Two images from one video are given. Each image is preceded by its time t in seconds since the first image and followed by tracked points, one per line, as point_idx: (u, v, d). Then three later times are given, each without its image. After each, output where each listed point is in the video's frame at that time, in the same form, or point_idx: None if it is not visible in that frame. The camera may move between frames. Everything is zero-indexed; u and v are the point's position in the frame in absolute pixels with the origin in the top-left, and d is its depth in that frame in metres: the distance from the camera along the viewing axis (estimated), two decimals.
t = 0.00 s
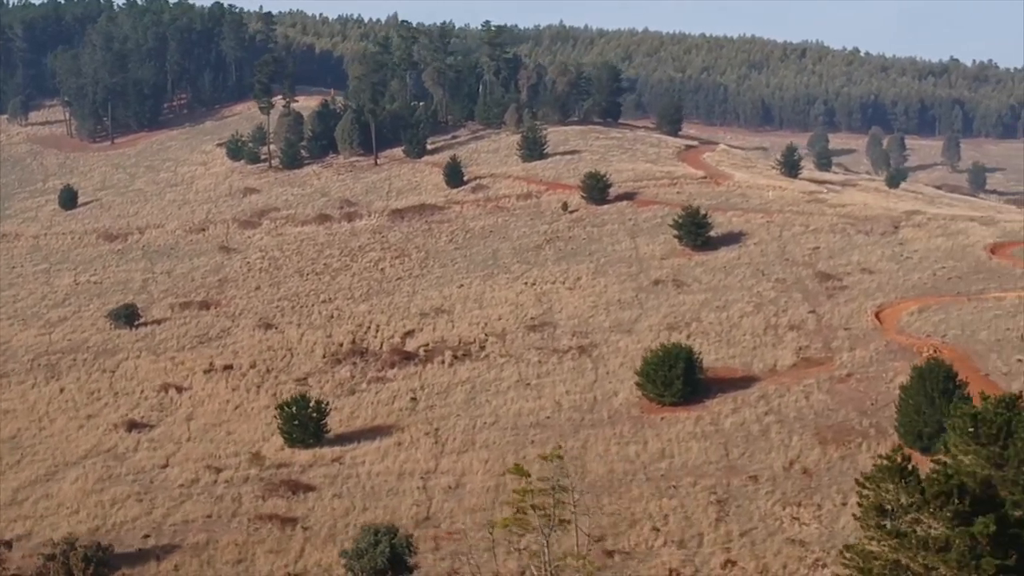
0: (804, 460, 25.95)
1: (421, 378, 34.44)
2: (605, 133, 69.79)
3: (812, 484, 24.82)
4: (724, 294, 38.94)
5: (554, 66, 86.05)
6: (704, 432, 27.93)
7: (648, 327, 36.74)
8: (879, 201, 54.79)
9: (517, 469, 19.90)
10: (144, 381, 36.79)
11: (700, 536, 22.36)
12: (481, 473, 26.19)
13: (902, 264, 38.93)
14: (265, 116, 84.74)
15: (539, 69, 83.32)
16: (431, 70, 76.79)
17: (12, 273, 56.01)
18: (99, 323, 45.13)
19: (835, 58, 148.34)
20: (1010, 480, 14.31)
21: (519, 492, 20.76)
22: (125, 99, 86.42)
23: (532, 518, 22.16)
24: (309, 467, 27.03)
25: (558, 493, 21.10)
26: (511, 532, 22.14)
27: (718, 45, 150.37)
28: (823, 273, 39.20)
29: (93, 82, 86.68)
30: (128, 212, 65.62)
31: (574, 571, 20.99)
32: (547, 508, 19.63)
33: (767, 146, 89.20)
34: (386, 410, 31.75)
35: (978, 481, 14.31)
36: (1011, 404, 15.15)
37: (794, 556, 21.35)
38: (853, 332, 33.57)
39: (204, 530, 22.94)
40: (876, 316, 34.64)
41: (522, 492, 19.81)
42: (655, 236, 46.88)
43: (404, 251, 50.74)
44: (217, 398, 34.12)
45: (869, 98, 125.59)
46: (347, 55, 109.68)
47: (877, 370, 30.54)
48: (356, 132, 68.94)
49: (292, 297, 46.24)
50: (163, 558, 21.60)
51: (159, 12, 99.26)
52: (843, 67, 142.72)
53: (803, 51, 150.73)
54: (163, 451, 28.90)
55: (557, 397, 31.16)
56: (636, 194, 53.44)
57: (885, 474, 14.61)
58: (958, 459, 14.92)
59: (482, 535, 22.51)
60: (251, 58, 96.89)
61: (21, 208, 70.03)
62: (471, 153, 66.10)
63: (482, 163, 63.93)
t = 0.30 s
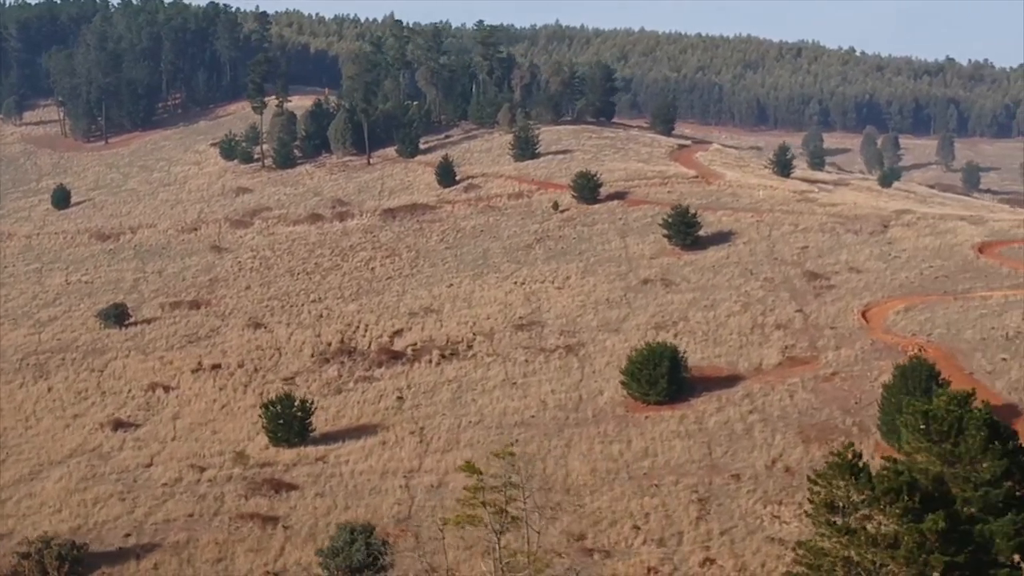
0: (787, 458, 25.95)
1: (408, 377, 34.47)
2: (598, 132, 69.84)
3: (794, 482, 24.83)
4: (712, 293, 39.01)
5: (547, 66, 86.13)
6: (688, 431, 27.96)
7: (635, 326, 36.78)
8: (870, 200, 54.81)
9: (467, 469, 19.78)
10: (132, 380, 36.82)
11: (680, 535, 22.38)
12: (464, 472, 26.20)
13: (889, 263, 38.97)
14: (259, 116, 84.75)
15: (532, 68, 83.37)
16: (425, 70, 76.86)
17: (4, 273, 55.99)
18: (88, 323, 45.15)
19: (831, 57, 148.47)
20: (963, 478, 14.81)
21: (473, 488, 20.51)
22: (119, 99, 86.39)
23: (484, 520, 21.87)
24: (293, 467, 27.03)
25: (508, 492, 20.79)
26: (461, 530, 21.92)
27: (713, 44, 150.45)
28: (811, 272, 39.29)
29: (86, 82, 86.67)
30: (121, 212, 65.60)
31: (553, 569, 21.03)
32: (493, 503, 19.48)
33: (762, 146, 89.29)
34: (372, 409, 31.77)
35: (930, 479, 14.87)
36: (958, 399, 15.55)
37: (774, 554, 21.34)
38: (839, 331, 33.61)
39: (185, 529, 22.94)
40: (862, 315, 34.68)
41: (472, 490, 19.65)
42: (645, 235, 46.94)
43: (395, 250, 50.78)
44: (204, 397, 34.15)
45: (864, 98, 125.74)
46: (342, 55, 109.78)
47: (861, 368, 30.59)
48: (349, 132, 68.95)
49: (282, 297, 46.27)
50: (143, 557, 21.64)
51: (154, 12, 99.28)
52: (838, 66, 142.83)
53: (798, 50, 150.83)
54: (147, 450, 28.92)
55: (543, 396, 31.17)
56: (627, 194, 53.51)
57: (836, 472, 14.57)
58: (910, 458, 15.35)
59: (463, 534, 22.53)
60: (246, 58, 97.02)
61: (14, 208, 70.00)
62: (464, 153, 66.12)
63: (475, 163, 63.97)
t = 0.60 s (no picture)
0: (771, 457, 25.93)
1: (395, 377, 34.50)
2: (592, 132, 69.89)
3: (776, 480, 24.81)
4: (701, 292, 39.06)
5: (542, 66, 86.21)
6: (672, 430, 27.98)
7: (623, 325, 36.82)
8: (861, 199, 54.82)
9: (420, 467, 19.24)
10: (120, 380, 36.86)
11: (660, 534, 22.38)
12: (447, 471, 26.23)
13: (878, 263, 39.02)
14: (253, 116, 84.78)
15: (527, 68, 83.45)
16: (418, 70, 76.92)
17: None
18: (79, 322, 45.18)
19: (827, 57, 148.60)
20: (915, 476, 14.04)
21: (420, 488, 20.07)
22: (114, 99, 86.50)
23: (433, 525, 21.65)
24: (277, 466, 27.02)
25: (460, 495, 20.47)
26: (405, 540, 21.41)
27: (710, 44, 150.61)
28: (800, 272, 39.35)
29: (81, 82, 86.72)
30: (114, 212, 65.62)
31: (531, 568, 21.01)
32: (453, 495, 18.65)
33: (756, 146, 89.36)
34: (358, 409, 31.79)
35: (882, 477, 14.19)
36: (914, 393, 14.75)
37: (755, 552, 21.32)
38: (825, 331, 33.64)
39: (166, 529, 22.96)
40: (849, 314, 34.73)
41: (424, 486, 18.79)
42: (635, 235, 46.98)
43: (386, 250, 50.82)
44: (191, 397, 34.19)
45: (859, 97, 125.90)
46: (338, 55, 109.85)
47: (847, 367, 30.61)
48: (342, 132, 68.96)
49: (272, 296, 46.32)
50: (123, 556, 21.66)
51: (149, 12, 99.39)
52: (834, 66, 142.97)
53: (794, 50, 151.02)
54: (132, 450, 28.94)
55: (529, 395, 31.20)
56: (618, 194, 53.56)
57: (788, 470, 14.14)
58: (863, 455, 14.69)
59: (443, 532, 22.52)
60: (241, 58, 96.38)
61: (7, 208, 70.01)
62: (457, 153, 66.15)
63: (467, 162, 64.02)
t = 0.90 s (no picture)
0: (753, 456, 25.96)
1: (382, 376, 34.53)
2: (585, 132, 69.94)
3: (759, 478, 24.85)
4: (689, 291, 39.11)
5: (536, 66, 86.28)
6: (656, 429, 28.02)
7: (611, 325, 36.87)
8: (853, 199, 54.81)
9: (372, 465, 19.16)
10: (108, 379, 36.91)
11: (640, 533, 22.41)
12: (431, 470, 26.29)
13: (865, 262, 39.07)
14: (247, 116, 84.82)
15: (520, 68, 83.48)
16: (412, 70, 76.98)
17: None
18: (69, 322, 45.21)
19: (822, 57, 148.64)
20: (867, 473, 14.45)
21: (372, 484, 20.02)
22: (108, 99, 86.57)
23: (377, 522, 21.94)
24: (261, 465, 27.08)
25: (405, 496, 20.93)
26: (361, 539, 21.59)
27: (706, 44, 150.67)
28: (788, 271, 39.41)
29: (75, 82, 86.66)
30: (107, 212, 65.64)
31: (510, 567, 21.06)
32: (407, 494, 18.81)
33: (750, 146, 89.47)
34: (344, 408, 31.83)
35: (834, 473, 14.60)
36: (865, 391, 15.10)
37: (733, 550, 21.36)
38: (811, 330, 33.71)
39: (148, 527, 23.02)
40: (836, 313, 34.79)
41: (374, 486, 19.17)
42: (625, 235, 47.02)
43: (377, 249, 50.86)
44: (179, 396, 34.21)
45: (854, 97, 125.93)
46: (333, 55, 109.93)
47: (832, 366, 30.66)
48: (335, 131, 69.00)
49: (262, 296, 46.35)
50: (103, 555, 21.71)
51: (144, 12, 99.47)
52: (830, 66, 143.07)
53: (790, 50, 151.09)
54: (117, 449, 28.98)
55: (515, 394, 31.26)
56: (609, 194, 53.59)
57: (740, 467, 14.66)
58: (816, 451, 15.03)
59: (423, 531, 22.59)
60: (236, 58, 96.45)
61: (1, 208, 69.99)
62: (449, 153, 66.18)
63: (460, 162, 64.06)
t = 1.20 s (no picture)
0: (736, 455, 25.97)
1: (369, 376, 34.54)
2: (577, 132, 70.00)
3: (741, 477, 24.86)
4: (677, 291, 39.17)
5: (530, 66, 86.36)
6: (640, 428, 28.04)
7: (598, 324, 36.90)
8: (844, 199, 54.86)
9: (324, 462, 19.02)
10: (96, 379, 36.95)
11: (620, 532, 22.43)
12: (414, 470, 26.32)
13: (853, 262, 39.11)
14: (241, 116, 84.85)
15: (514, 68, 83.56)
16: (405, 69, 77.05)
17: None
18: (59, 322, 45.25)
19: (818, 57, 148.80)
20: (819, 470, 14.36)
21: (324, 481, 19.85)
22: (102, 99, 86.70)
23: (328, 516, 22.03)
24: (245, 464, 27.11)
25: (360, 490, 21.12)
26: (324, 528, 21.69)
27: (702, 44, 150.79)
28: (776, 271, 39.49)
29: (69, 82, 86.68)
30: (100, 212, 65.66)
31: (489, 565, 21.11)
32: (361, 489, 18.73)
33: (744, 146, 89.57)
34: (330, 408, 31.86)
35: (785, 471, 14.58)
36: (817, 388, 14.92)
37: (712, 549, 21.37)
38: (798, 329, 33.76)
39: (129, 527, 23.07)
40: (822, 313, 34.83)
41: (327, 483, 19.30)
42: (615, 235, 47.06)
43: (368, 249, 50.89)
44: (166, 396, 34.24)
45: (849, 97, 126.03)
46: (328, 55, 110.04)
47: (817, 366, 30.70)
48: (328, 131, 69.03)
49: (253, 296, 46.40)
50: (84, 554, 21.76)
51: (139, 12, 99.61)
52: (826, 66, 143.18)
53: (786, 50, 151.26)
54: (102, 449, 29.02)
55: (500, 394, 31.31)
56: (601, 194, 53.63)
57: (691, 466, 14.66)
58: (769, 447, 14.92)
59: (404, 530, 22.62)
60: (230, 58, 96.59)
61: None
62: (442, 153, 66.20)
63: (452, 162, 64.10)
